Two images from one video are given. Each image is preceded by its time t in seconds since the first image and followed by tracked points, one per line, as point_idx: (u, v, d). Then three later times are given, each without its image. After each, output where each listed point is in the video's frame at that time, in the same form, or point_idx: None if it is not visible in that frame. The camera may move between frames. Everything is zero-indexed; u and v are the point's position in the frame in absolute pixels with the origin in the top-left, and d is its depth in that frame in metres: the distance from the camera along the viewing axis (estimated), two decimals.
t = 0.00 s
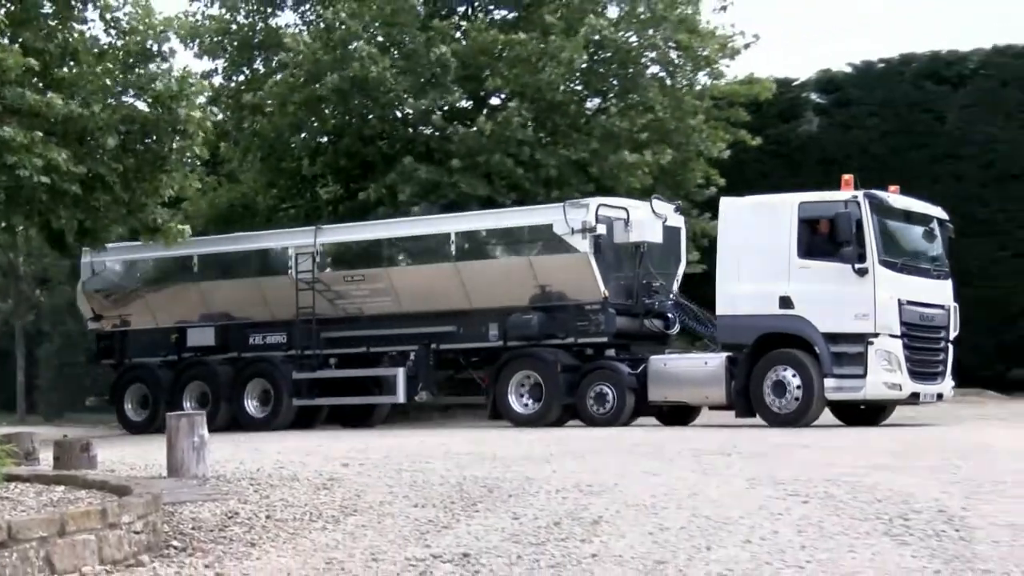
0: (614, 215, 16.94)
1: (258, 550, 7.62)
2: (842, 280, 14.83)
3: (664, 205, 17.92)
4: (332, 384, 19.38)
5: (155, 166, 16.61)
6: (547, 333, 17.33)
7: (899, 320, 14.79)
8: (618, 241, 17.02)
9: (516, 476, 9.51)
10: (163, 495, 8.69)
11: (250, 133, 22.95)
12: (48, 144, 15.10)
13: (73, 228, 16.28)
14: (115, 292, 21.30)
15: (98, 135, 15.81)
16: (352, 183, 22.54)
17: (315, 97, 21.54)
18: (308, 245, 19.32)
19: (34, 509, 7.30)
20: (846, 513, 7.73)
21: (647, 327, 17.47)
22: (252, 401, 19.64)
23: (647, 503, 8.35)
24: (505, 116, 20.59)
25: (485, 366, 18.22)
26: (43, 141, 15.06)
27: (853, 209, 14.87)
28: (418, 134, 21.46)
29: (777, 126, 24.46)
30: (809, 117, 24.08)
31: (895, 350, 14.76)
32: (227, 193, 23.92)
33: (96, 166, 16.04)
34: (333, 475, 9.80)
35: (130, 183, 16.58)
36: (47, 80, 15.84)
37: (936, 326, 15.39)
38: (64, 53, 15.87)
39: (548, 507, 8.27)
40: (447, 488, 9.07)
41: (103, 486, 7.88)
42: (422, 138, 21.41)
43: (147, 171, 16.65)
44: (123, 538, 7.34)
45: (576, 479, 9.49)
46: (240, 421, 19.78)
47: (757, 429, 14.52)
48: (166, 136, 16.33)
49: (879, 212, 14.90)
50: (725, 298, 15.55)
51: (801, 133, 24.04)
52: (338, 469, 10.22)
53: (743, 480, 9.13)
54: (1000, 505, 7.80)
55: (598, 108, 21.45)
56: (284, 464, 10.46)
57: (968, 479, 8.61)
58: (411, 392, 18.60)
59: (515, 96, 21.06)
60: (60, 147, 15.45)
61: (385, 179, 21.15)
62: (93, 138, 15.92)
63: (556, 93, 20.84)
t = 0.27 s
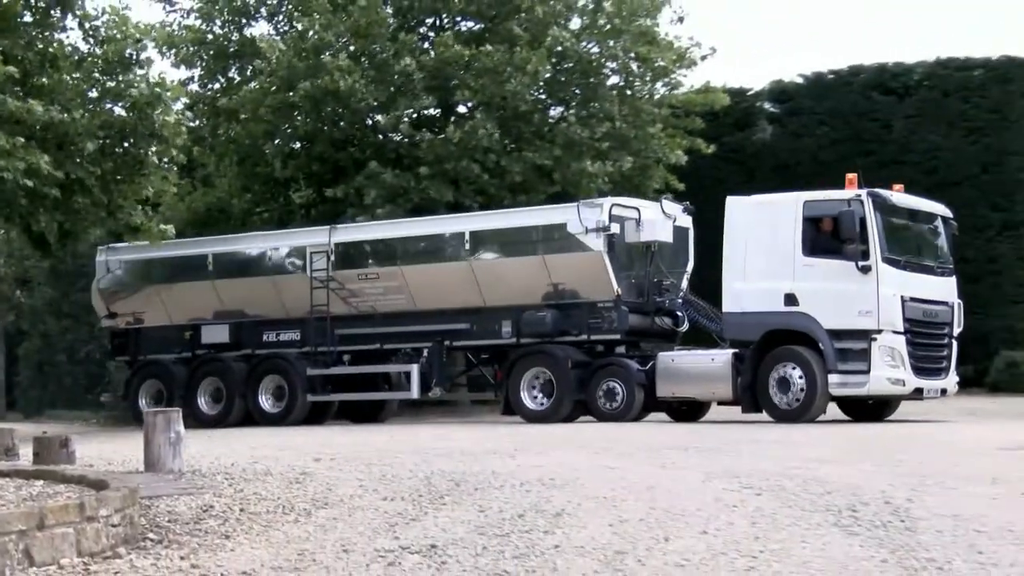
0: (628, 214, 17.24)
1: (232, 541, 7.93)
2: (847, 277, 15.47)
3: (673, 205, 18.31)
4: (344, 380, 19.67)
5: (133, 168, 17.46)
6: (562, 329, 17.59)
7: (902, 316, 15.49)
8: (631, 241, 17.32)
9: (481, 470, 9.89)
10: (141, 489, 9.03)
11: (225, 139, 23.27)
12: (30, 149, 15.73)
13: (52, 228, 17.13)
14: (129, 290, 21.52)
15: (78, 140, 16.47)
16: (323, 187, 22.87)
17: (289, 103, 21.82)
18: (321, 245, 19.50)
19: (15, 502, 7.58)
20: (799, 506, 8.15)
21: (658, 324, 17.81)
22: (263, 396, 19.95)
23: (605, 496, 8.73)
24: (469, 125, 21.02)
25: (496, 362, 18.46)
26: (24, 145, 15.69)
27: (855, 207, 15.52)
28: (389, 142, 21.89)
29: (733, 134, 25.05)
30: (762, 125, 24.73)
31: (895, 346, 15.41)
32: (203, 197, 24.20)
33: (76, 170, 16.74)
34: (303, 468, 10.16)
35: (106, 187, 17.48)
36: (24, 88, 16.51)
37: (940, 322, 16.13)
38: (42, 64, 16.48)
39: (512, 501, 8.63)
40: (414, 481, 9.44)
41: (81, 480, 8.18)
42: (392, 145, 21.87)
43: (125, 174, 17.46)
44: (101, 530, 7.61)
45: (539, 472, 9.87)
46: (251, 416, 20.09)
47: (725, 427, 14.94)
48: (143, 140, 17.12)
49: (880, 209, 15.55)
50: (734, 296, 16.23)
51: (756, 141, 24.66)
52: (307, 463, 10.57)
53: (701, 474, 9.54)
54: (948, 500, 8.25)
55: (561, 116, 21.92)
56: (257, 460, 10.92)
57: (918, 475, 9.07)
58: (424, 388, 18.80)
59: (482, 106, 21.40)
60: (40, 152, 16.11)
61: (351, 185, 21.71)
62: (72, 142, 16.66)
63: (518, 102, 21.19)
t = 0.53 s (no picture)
0: (636, 214, 18.23)
1: (206, 535, 8.21)
2: (847, 273, 16.35)
3: (680, 205, 19.25)
4: (357, 377, 20.88)
5: (110, 172, 18.03)
6: (566, 328, 18.72)
7: (903, 313, 16.32)
8: (638, 240, 18.31)
9: (448, 465, 10.38)
10: (118, 484, 9.42)
11: (201, 144, 24.85)
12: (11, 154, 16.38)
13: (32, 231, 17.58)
14: (143, 289, 22.66)
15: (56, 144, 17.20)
16: (297, 187, 24.25)
17: (263, 108, 23.44)
18: (334, 243, 20.59)
19: None
20: (753, 499, 8.64)
21: (666, 322, 18.87)
22: (279, 393, 21.17)
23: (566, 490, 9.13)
24: (439, 134, 22.70)
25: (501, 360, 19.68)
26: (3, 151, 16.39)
27: (855, 205, 16.38)
28: (358, 148, 23.64)
29: (690, 140, 26.01)
30: (718, 133, 25.53)
31: (894, 344, 16.28)
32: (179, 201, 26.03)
33: (54, 173, 17.32)
34: (276, 463, 10.64)
35: (84, 190, 17.99)
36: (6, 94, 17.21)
37: (941, 320, 17.01)
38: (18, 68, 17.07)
39: (479, 497, 9.01)
40: (381, 475, 9.88)
41: (58, 475, 8.47)
42: (361, 151, 23.60)
43: (103, 177, 18.06)
44: (77, 524, 7.83)
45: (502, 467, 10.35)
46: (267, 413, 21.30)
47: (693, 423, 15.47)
48: (119, 144, 17.76)
49: (880, 207, 16.41)
50: (735, 293, 17.18)
51: (712, 148, 25.52)
52: (283, 457, 11.14)
53: (659, 469, 10.00)
54: (893, 493, 8.82)
55: (525, 122, 23.56)
56: (229, 454, 11.50)
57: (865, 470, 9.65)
58: (435, 384, 19.99)
59: (448, 114, 23.02)
60: (20, 157, 16.78)
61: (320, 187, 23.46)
62: (49, 147, 17.29)
63: (487, 112, 22.85)
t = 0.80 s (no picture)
0: (644, 213, 18.65)
1: (178, 528, 8.56)
2: (845, 271, 16.87)
3: (686, 205, 19.68)
4: (366, 373, 21.41)
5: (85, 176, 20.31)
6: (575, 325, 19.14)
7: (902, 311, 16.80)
8: (647, 239, 18.71)
9: (414, 459, 10.85)
10: (92, 479, 9.79)
11: (174, 149, 25.99)
12: None
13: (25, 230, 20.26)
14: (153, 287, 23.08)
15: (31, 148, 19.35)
16: (266, 194, 25.82)
17: (236, 115, 24.83)
18: (344, 241, 21.06)
19: None
20: (708, 493, 9.10)
21: (673, 320, 19.25)
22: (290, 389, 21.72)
23: (523, 484, 9.56)
24: (408, 142, 23.85)
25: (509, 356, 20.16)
26: None
27: (853, 204, 16.85)
28: (327, 153, 24.78)
29: (647, 146, 28.58)
30: (674, 140, 28.17)
31: (890, 344, 16.78)
32: (155, 205, 27.43)
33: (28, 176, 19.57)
34: (247, 458, 11.10)
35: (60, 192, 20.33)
36: None
37: (941, 318, 17.50)
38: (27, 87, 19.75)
39: (442, 490, 9.43)
40: (349, 469, 10.34)
41: (33, 470, 8.77)
42: (331, 156, 24.73)
43: (79, 181, 20.35)
44: (51, 518, 8.13)
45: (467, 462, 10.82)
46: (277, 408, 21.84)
47: (661, 419, 15.92)
48: (94, 151, 20.03)
49: (878, 206, 16.87)
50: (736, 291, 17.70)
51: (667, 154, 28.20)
52: (254, 451, 11.65)
53: (617, 463, 10.46)
54: (840, 486, 9.35)
55: (488, 129, 25.04)
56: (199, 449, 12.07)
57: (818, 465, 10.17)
58: (444, 380, 20.47)
59: (415, 121, 24.30)
60: None
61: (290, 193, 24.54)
62: (25, 151, 19.50)
63: (452, 119, 24.21)
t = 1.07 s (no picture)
0: (649, 212, 19.31)
1: (150, 521, 8.86)
2: (839, 268, 17.32)
3: (689, 204, 20.33)
4: (373, 370, 22.23)
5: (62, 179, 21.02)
6: (578, 323, 19.84)
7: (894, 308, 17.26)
8: (650, 238, 19.36)
9: (381, 455, 11.25)
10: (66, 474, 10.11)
11: (149, 152, 26.52)
12: None
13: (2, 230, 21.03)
14: (163, 284, 24.15)
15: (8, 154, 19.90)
16: (239, 198, 26.70)
17: (209, 123, 25.39)
18: (351, 240, 21.96)
19: None
20: (668, 486, 9.49)
21: (675, 317, 19.81)
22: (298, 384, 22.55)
23: (486, 477, 9.94)
24: (375, 151, 24.78)
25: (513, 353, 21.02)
26: None
27: (847, 202, 17.33)
28: (298, 158, 25.55)
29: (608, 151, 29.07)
30: (634, 145, 28.64)
31: (880, 341, 17.23)
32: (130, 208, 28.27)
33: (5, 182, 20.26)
34: (218, 454, 11.47)
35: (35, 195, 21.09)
36: None
37: (937, 316, 17.93)
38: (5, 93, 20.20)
39: (408, 484, 9.78)
40: (318, 465, 10.71)
41: (8, 466, 9.09)
42: (301, 161, 25.53)
43: (55, 184, 21.07)
44: (25, 512, 8.46)
45: (434, 457, 11.23)
46: (286, 403, 22.67)
47: (632, 416, 16.35)
48: (70, 155, 20.74)
49: (871, 203, 17.33)
50: (732, 287, 18.30)
51: (628, 158, 28.57)
52: (224, 448, 12.04)
53: (578, 458, 10.86)
54: (792, 478, 9.82)
55: (454, 135, 25.97)
56: (171, 445, 12.50)
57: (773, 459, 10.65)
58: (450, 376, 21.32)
59: (383, 126, 25.11)
60: None
61: (264, 198, 25.39)
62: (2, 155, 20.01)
63: (418, 124, 25.15)
